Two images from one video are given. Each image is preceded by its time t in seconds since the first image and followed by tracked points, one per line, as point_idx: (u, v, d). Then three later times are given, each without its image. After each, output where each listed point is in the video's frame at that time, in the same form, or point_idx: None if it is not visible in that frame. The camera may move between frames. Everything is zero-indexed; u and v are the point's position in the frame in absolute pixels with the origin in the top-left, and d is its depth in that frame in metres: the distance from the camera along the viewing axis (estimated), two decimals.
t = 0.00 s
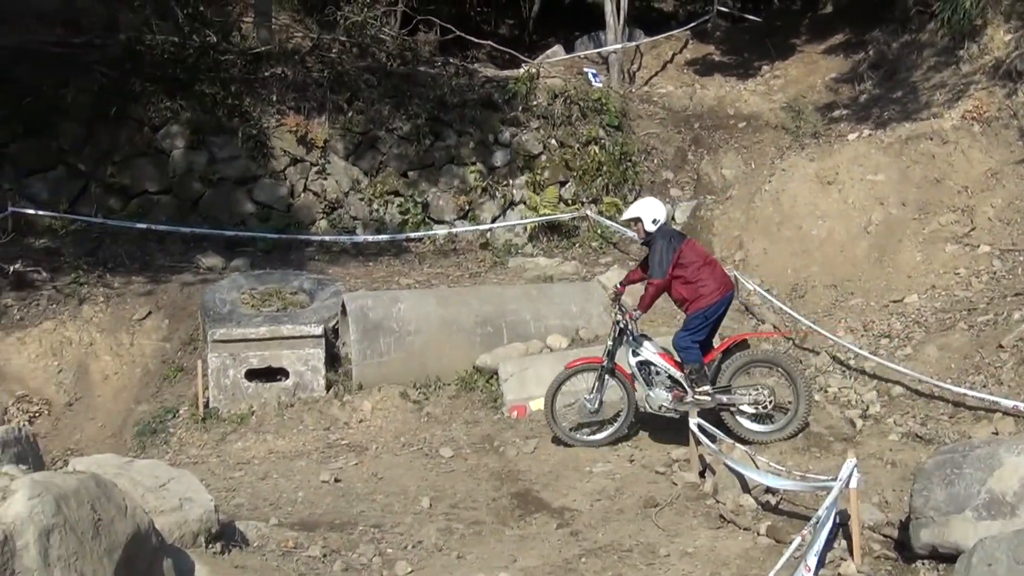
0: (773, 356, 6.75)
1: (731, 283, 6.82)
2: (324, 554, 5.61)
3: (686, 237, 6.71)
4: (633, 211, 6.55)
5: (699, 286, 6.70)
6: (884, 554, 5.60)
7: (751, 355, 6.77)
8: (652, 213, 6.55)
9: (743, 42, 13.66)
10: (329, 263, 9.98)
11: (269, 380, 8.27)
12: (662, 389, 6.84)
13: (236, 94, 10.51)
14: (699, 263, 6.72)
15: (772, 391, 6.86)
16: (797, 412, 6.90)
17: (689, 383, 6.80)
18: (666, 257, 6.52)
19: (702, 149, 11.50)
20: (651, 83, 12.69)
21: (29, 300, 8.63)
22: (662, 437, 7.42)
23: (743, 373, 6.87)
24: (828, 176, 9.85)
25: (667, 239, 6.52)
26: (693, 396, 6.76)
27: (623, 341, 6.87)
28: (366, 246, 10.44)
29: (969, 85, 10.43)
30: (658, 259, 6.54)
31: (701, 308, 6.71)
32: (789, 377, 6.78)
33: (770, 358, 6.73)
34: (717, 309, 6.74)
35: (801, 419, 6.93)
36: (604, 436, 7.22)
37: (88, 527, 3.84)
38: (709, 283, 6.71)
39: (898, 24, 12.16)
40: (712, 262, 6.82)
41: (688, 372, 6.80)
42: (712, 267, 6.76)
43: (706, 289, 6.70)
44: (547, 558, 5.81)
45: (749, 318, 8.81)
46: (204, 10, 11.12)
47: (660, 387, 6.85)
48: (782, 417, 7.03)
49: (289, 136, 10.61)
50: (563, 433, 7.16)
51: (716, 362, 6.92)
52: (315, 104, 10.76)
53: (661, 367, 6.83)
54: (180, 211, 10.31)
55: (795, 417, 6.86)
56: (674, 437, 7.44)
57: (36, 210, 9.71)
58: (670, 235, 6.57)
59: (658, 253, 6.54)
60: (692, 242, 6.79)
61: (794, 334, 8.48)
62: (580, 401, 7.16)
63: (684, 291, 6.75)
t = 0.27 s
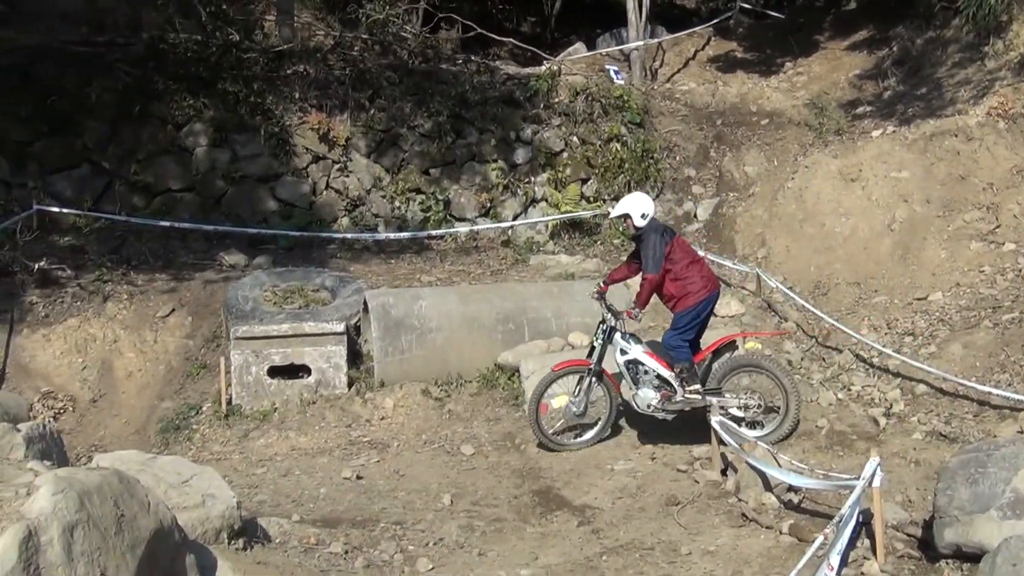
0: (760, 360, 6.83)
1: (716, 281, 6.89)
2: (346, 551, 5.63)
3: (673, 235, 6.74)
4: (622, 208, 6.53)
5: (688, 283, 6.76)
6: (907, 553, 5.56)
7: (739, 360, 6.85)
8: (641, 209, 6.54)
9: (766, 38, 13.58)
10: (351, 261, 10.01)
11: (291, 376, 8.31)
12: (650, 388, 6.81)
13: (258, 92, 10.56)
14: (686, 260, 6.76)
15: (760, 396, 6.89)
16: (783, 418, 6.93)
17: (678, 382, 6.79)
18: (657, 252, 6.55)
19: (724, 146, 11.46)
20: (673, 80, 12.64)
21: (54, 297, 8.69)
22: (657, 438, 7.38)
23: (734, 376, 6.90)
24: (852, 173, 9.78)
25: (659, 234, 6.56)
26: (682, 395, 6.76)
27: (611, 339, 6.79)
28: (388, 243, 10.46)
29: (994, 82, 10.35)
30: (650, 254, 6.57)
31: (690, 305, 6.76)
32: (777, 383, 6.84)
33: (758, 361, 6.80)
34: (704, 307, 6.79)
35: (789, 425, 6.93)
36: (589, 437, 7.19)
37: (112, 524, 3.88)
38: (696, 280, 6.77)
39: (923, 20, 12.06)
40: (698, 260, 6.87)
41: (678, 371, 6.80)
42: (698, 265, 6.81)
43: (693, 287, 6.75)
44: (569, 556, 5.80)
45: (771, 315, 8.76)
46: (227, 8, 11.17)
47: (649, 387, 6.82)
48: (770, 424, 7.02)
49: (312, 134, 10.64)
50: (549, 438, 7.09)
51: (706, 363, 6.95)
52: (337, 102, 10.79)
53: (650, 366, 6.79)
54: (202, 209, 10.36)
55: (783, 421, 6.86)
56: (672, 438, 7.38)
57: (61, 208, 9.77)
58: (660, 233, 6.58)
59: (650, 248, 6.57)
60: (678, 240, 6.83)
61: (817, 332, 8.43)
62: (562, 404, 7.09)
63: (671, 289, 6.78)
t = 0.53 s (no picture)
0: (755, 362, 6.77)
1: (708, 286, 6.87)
2: (371, 547, 5.65)
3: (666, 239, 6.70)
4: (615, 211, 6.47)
5: (681, 289, 6.73)
6: (936, 553, 5.50)
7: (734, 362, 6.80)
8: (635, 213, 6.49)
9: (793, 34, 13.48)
10: (377, 258, 10.04)
11: (317, 373, 8.35)
12: (643, 393, 6.79)
13: (285, 90, 10.61)
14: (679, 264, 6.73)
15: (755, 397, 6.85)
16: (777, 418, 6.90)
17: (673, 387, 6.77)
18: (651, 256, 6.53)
19: (751, 143, 11.40)
20: (700, 76, 12.58)
21: (83, 293, 8.76)
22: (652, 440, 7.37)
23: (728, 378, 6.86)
24: (880, 170, 9.69)
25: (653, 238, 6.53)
26: (676, 399, 6.74)
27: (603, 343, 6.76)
28: (414, 241, 10.48)
29: None
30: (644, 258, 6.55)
31: (683, 310, 6.72)
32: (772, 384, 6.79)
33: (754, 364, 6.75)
34: (697, 312, 6.76)
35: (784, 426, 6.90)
36: (581, 440, 7.12)
37: (139, 519, 3.91)
38: (689, 286, 6.74)
39: (953, 16, 11.94)
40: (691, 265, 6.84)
41: (673, 375, 6.78)
42: (691, 269, 6.78)
43: (687, 291, 6.72)
44: (594, 553, 5.79)
45: (798, 313, 8.70)
46: (254, 7, 11.24)
47: (642, 391, 6.80)
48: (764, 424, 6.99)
49: (338, 132, 10.68)
50: (540, 443, 7.00)
51: (700, 367, 6.94)
52: (363, 100, 10.83)
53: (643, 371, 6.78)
54: (230, 206, 10.42)
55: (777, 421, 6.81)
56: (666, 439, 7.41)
57: (90, 205, 9.85)
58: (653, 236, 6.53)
59: (643, 253, 6.55)
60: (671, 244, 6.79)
61: (844, 330, 8.36)
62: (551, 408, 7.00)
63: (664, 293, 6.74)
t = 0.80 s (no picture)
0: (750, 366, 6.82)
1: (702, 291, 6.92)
2: (399, 544, 5.67)
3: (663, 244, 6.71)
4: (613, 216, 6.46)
5: (676, 293, 6.75)
6: (968, 552, 5.44)
7: (728, 365, 6.83)
8: (631, 218, 6.50)
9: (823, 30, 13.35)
10: (406, 256, 10.06)
11: (346, 370, 8.38)
12: (636, 397, 6.83)
13: (314, 88, 10.66)
14: (674, 269, 6.76)
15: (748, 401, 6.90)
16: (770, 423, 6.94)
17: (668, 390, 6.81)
18: (647, 261, 6.52)
19: (781, 140, 11.32)
20: (729, 73, 12.51)
21: (115, 291, 8.84)
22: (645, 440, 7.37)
23: (722, 381, 6.88)
24: (911, 166, 9.59)
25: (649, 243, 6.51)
26: (670, 403, 6.78)
27: (596, 348, 6.77)
28: (442, 238, 10.50)
29: None
30: (640, 263, 6.54)
31: (679, 315, 6.75)
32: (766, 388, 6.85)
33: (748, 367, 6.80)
34: (692, 317, 6.80)
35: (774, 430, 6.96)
36: (573, 444, 7.05)
37: (169, 515, 3.94)
38: (684, 290, 6.77)
39: (985, 11, 11.79)
40: (685, 269, 6.88)
41: (670, 379, 6.82)
42: (686, 274, 6.82)
43: (682, 296, 6.75)
44: (622, 551, 5.77)
45: (828, 310, 8.64)
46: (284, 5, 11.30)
47: (635, 395, 6.83)
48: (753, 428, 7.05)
49: (367, 130, 10.72)
50: (529, 445, 6.96)
51: (694, 371, 6.97)
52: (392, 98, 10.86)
53: (637, 375, 6.80)
54: (259, 204, 10.46)
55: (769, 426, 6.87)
56: (661, 438, 7.40)
57: (121, 203, 9.94)
58: (650, 242, 6.55)
59: (639, 258, 6.54)
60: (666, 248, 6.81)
61: (875, 328, 8.31)
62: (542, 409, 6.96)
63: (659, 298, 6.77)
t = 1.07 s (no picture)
0: (746, 368, 6.78)
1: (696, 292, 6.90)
2: (426, 541, 5.68)
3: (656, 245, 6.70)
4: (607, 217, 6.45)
5: (670, 294, 6.75)
6: (998, 553, 5.38)
7: (723, 365, 6.79)
8: (625, 220, 6.49)
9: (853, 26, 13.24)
10: (433, 253, 10.08)
11: (373, 367, 8.40)
12: (627, 398, 6.82)
13: (342, 86, 10.69)
14: (668, 271, 6.75)
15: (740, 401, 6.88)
16: (761, 424, 6.90)
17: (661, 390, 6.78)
18: (639, 263, 6.52)
19: (810, 138, 11.26)
20: (758, 71, 12.46)
21: (145, 288, 8.92)
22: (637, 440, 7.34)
23: (713, 380, 6.86)
24: (942, 164, 9.50)
25: (643, 244, 6.50)
26: (662, 403, 6.76)
27: (588, 348, 6.78)
28: (470, 236, 10.50)
29: None
30: (632, 265, 6.53)
31: (672, 316, 6.75)
32: (760, 391, 6.82)
33: (744, 370, 6.76)
34: (686, 318, 6.80)
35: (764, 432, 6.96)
36: (561, 448, 7.01)
37: (196, 511, 3.98)
38: (678, 291, 6.76)
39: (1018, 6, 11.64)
40: (679, 270, 6.86)
41: (664, 379, 6.78)
42: (681, 276, 6.81)
43: (676, 298, 6.74)
44: (648, 550, 5.75)
45: (857, 308, 8.57)
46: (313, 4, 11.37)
47: (626, 396, 6.83)
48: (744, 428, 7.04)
49: (395, 128, 10.74)
50: (515, 443, 6.96)
51: (687, 370, 6.93)
52: (420, 96, 10.87)
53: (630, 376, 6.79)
54: (287, 202, 10.50)
55: (758, 429, 6.88)
56: (653, 438, 7.38)
57: (151, 201, 10.02)
58: (645, 243, 6.54)
59: (631, 259, 6.53)
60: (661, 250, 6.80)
61: (904, 326, 8.27)
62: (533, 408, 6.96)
63: (653, 299, 6.76)
